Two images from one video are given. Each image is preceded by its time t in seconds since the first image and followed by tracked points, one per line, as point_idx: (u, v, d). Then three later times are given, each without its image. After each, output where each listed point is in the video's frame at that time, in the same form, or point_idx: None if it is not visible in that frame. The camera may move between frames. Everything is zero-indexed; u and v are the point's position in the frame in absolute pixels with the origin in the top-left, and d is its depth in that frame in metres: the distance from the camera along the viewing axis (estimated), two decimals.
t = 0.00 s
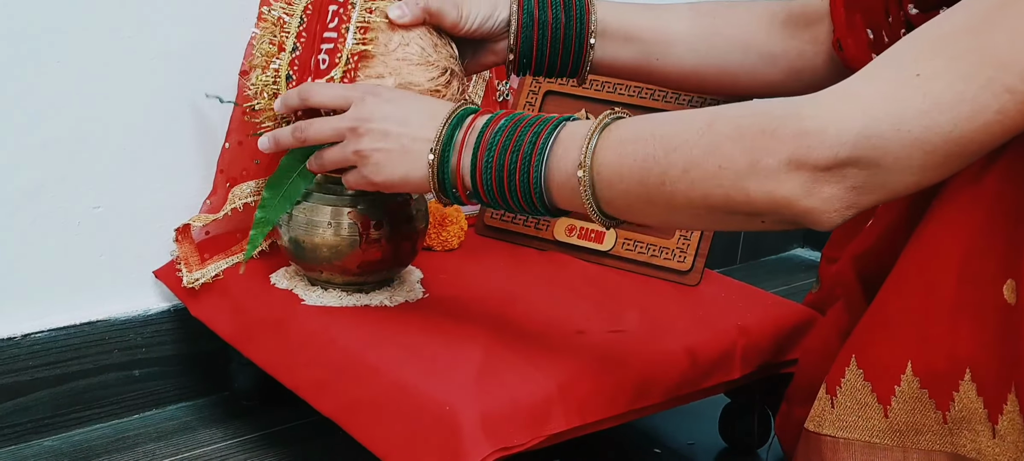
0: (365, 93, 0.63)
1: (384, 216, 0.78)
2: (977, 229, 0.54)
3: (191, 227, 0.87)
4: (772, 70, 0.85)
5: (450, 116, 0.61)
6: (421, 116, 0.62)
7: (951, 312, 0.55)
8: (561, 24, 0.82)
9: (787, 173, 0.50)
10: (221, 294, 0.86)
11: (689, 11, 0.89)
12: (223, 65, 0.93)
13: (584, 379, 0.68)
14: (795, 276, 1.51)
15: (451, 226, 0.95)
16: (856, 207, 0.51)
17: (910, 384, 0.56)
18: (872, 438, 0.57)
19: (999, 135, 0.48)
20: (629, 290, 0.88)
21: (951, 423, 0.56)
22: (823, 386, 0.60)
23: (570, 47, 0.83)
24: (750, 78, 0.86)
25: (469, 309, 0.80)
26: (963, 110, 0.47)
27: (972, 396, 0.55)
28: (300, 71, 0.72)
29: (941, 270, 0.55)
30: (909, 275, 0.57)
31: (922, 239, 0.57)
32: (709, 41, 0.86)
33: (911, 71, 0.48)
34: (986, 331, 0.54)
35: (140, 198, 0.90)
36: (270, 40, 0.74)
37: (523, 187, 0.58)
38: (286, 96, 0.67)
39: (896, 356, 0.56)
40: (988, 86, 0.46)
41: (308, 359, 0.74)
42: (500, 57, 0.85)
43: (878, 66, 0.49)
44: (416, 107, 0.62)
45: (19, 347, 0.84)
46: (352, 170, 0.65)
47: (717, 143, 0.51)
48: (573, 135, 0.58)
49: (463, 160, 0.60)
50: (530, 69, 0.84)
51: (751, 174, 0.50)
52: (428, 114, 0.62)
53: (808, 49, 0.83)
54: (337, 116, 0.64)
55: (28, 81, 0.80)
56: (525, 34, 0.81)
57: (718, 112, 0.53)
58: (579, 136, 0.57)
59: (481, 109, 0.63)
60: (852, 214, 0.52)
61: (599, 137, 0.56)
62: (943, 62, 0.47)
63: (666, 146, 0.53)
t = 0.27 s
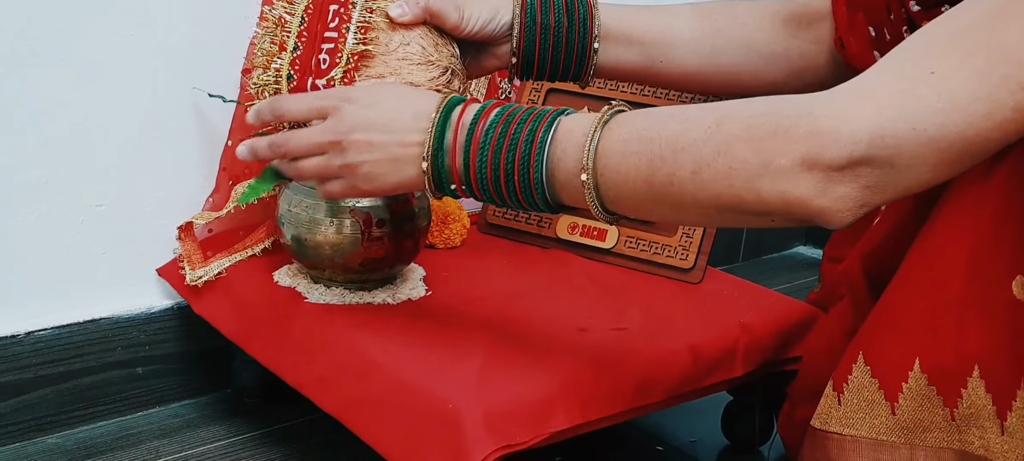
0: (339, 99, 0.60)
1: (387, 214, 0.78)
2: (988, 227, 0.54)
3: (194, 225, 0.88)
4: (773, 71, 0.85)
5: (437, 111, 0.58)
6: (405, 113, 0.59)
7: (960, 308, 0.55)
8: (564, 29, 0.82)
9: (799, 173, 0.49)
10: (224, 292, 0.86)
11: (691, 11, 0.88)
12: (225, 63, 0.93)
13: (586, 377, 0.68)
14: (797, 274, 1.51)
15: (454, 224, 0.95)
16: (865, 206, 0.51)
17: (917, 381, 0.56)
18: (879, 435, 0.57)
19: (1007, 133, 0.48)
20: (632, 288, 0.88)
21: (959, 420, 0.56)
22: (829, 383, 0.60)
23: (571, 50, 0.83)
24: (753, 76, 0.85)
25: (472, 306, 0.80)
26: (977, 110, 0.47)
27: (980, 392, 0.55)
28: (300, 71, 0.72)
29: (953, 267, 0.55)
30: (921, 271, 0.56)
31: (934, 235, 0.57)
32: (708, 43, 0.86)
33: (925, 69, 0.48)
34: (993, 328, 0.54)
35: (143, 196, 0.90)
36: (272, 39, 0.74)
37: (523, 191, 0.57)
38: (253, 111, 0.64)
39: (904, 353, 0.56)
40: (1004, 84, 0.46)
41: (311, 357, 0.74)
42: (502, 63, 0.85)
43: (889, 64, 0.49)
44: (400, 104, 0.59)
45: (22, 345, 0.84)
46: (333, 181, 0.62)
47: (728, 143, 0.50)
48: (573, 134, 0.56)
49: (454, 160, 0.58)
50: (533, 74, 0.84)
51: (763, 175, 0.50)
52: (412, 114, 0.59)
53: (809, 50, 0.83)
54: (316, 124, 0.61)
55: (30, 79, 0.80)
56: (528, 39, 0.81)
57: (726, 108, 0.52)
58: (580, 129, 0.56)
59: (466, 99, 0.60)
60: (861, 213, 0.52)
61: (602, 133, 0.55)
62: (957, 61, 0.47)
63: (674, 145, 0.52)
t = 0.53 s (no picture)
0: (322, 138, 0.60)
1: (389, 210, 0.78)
2: (986, 226, 0.55)
3: (197, 222, 0.88)
4: (779, 67, 0.85)
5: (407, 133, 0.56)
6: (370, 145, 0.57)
7: (961, 305, 0.54)
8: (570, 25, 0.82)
9: (796, 179, 0.49)
10: (227, 289, 0.86)
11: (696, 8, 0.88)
12: (229, 60, 0.93)
13: (589, 373, 0.68)
14: (801, 271, 1.51)
15: (456, 221, 0.96)
16: (859, 204, 0.51)
17: (916, 379, 0.55)
18: (879, 433, 0.56)
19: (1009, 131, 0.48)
20: (635, 285, 0.88)
21: (957, 418, 0.55)
22: (828, 381, 0.60)
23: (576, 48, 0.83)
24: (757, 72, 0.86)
25: (475, 303, 0.81)
26: (977, 110, 0.47)
27: (978, 390, 0.55)
28: (303, 69, 0.72)
29: (953, 265, 0.55)
30: (919, 270, 0.56)
31: (932, 234, 0.57)
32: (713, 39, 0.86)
33: (920, 71, 0.47)
34: (992, 325, 0.54)
35: (146, 193, 0.90)
36: (275, 37, 0.74)
37: (513, 206, 0.56)
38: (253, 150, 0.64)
39: (904, 350, 0.56)
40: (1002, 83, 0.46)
41: (314, 353, 0.74)
42: (507, 61, 0.85)
43: (884, 66, 0.48)
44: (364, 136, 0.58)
45: (26, 342, 0.84)
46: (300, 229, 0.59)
47: (721, 152, 0.49)
48: (558, 145, 0.55)
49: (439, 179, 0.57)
50: (540, 75, 0.85)
51: (760, 183, 0.49)
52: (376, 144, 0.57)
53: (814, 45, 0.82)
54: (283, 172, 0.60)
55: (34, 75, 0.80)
56: (533, 37, 0.81)
57: (717, 112, 0.51)
58: (568, 132, 0.56)
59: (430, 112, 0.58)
60: (858, 210, 0.52)
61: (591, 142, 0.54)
62: (952, 63, 0.47)
63: (668, 157, 0.50)
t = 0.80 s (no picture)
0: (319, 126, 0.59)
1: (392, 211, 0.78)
2: (986, 233, 0.55)
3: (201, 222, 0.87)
4: (788, 59, 0.84)
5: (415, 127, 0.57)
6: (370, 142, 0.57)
7: (963, 310, 0.55)
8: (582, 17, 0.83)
9: (798, 194, 0.49)
10: (230, 289, 0.86)
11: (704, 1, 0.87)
12: (232, 59, 0.94)
13: (592, 372, 0.69)
14: (802, 270, 1.51)
15: (459, 220, 0.96)
16: (862, 216, 0.51)
17: (918, 385, 0.55)
18: (881, 439, 0.56)
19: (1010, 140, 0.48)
20: (637, 285, 0.88)
21: (959, 425, 0.55)
22: (829, 387, 0.60)
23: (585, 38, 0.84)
24: (766, 63, 0.85)
25: (477, 303, 0.81)
26: (979, 122, 0.47)
27: (979, 397, 0.55)
28: (306, 70, 0.72)
29: (954, 270, 0.55)
30: (920, 275, 0.56)
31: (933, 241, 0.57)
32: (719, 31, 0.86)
33: (920, 83, 0.47)
34: (993, 332, 0.55)
35: (149, 193, 0.91)
36: (278, 38, 0.75)
37: (513, 212, 0.56)
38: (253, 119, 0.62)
39: (905, 356, 0.56)
40: (1004, 96, 0.46)
41: (317, 353, 0.74)
42: (521, 50, 0.86)
43: (886, 76, 0.48)
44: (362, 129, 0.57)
45: (30, 341, 0.84)
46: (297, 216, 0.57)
47: (722, 164, 0.49)
48: (559, 150, 0.55)
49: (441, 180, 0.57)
50: (552, 62, 0.86)
51: (761, 196, 0.49)
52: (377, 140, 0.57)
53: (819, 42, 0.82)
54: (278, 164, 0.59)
55: (39, 75, 0.81)
56: (547, 27, 0.83)
57: (717, 124, 0.51)
58: (569, 135, 0.55)
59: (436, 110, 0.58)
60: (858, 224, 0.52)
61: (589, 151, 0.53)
62: (952, 75, 0.47)
63: (668, 169, 0.51)
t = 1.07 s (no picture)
0: None
1: (393, 211, 0.79)
2: (991, 235, 0.55)
3: (204, 223, 0.88)
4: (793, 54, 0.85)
5: None
6: None
7: (965, 313, 0.55)
8: None
9: (806, 181, 0.46)
10: (233, 289, 0.86)
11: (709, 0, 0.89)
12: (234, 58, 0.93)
13: (593, 372, 0.69)
14: (804, 271, 1.51)
15: (460, 221, 0.96)
16: (869, 216, 0.48)
17: (921, 389, 0.56)
18: (884, 442, 0.57)
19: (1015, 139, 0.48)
20: (639, 285, 0.88)
21: (963, 428, 0.56)
22: (833, 388, 0.60)
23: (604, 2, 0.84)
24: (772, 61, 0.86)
25: (480, 303, 0.81)
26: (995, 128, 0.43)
27: (983, 400, 0.55)
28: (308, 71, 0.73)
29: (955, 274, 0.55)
30: (923, 279, 0.57)
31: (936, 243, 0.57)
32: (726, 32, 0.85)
33: (936, 78, 0.43)
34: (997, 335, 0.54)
35: (152, 193, 0.91)
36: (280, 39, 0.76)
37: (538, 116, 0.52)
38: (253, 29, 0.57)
39: (908, 359, 0.56)
40: None
41: (319, 354, 0.74)
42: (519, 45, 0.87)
43: (908, 64, 0.44)
44: None
45: (33, 342, 0.85)
46: (338, 52, 0.50)
47: (739, 133, 0.46)
48: (594, 68, 0.49)
49: (475, 56, 0.51)
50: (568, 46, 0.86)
51: (767, 177, 0.46)
52: None
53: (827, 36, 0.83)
54: None
55: (43, 77, 0.81)
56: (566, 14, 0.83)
57: (751, 88, 0.47)
58: (606, 57, 0.50)
59: None
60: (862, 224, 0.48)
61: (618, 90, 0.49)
62: (968, 71, 0.43)
63: (688, 122, 0.47)
